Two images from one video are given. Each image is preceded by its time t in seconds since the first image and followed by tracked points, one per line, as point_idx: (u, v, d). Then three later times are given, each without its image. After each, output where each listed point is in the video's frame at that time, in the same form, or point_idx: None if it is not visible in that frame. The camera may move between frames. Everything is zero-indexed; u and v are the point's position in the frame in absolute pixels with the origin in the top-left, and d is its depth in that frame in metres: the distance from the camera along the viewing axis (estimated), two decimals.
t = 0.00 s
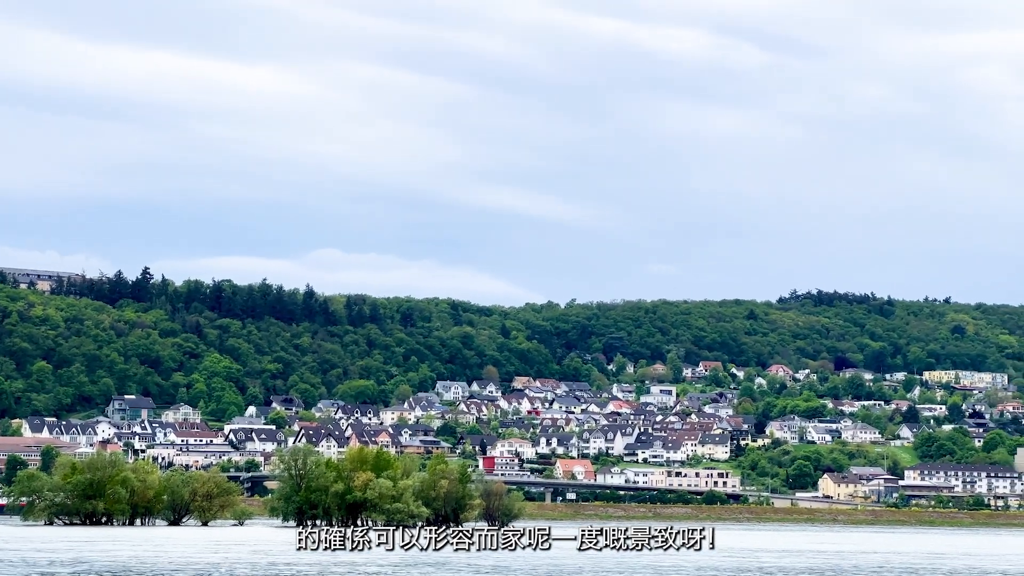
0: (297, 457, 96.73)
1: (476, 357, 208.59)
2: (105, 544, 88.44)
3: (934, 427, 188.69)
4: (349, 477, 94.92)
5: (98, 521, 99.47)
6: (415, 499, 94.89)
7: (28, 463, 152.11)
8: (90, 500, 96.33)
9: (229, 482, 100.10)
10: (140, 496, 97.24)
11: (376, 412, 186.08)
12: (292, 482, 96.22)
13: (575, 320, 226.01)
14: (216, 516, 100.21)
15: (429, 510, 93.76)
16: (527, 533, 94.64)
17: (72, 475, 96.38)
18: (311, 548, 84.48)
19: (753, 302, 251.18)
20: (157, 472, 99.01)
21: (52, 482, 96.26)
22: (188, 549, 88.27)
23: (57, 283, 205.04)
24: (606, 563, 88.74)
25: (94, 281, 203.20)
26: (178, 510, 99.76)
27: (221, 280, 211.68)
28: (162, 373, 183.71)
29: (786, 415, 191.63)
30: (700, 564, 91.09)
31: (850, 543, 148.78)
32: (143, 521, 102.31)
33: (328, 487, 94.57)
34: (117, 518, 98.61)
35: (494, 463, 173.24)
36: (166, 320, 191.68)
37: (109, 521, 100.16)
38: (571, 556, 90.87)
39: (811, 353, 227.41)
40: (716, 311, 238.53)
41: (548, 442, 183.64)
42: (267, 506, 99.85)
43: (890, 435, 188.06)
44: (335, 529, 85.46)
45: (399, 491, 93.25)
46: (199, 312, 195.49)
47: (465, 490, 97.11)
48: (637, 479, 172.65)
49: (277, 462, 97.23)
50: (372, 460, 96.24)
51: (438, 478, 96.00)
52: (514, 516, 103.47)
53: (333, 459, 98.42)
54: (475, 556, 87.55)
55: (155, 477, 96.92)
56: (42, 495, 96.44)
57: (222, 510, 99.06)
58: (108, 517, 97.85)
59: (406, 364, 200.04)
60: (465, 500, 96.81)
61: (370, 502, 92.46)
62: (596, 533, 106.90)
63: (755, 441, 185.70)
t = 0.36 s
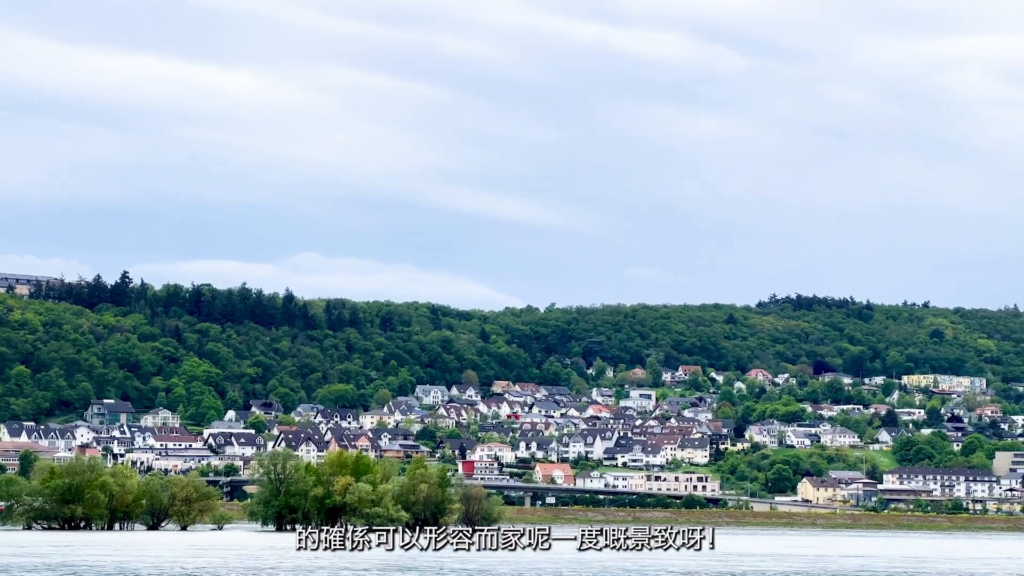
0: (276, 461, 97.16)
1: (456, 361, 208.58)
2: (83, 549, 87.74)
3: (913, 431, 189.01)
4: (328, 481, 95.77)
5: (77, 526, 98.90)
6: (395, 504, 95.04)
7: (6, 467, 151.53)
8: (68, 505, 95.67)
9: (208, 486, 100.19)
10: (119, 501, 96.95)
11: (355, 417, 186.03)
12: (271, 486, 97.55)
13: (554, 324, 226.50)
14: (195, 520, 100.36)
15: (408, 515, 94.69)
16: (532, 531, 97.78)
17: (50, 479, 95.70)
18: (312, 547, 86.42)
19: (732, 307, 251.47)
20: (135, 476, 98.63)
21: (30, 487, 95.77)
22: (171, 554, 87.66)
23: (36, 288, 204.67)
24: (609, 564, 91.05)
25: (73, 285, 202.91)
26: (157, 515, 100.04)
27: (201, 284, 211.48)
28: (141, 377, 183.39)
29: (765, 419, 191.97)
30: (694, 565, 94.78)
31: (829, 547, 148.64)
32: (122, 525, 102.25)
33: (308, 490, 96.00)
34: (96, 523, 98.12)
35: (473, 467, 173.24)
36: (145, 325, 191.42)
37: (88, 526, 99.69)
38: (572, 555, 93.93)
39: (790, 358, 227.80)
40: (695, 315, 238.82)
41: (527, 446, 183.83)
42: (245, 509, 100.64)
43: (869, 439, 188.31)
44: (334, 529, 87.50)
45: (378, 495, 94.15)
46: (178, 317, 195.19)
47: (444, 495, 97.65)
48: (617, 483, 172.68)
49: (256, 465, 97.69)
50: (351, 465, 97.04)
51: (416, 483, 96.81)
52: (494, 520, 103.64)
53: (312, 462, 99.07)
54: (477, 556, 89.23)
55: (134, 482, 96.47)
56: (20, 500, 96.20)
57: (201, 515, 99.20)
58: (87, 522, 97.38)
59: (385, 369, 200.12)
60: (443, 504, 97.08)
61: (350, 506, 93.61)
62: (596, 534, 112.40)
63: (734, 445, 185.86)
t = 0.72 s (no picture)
0: (257, 463, 98.75)
1: (436, 364, 208.69)
2: (65, 553, 87.34)
3: (893, 434, 189.39)
4: (309, 483, 96.69)
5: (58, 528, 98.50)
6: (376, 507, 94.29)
7: None
8: (48, 507, 95.46)
9: (189, 488, 99.81)
10: (99, 503, 96.62)
11: (336, 419, 185.96)
12: (252, 488, 98.78)
13: (535, 326, 226.23)
14: (176, 523, 100.52)
15: (389, 517, 93.70)
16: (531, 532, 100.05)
17: (30, 482, 95.38)
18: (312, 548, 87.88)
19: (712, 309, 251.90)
20: (116, 479, 98.77)
21: (10, 490, 95.34)
22: (155, 557, 88.23)
23: (16, 290, 204.33)
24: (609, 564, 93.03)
25: (52, 287, 202.61)
26: (137, 517, 100.12)
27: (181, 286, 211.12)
28: (121, 380, 182.95)
29: (746, 422, 192.31)
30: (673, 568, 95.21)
31: (809, 549, 148.65)
32: (102, 528, 101.75)
33: (289, 492, 96.87)
34: (76, 526, 97.78)
35: (454, 470, 173.16)
36: (125, 327, 191.13)
37: (68, 529, 99.08)
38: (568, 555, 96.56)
39: (771, 360, 228.33)
40: (676, 317, 239.33)
41: (508, 449, 183.93)
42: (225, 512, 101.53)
43: (849, 441, 188.59)
44: (335, 530, 88.96)
45: (359, 497, 93.77)
46: (158, 319, 194.84)
47: (426, 497, 96.47)
48: (597, 485, 172.49)
49: (237, 468, 99.36)
50: (332, 466, 97.46)
51: (397, 485, 95.59)
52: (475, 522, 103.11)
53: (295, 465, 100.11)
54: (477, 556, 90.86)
55: (114, 485, 96.22)
56: None
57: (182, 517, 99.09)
58: (67, 525, 96.92)
59: (366, 370, 200.08)
60: (425, 506, 96.03)
61: (331, 509, 93.65)
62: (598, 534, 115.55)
63: (715, 447, 186.10)
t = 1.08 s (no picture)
0: (234, 464, 98.12)
1: (414, 364, 208.96)
2: (43, 553, 86.82)
3: (869, 434, 189.90)
4: (286, 485, 96.70)
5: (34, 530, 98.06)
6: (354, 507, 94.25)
7: None
8: (25, 509, 95.03)
9: (166, 490, 99.52)
10: (76, 505, 96.21)
11: (313, 420, 185.88)
12: (230, 489, 98.24)
13: (512, 327, 226.41)
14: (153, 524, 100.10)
15: (368, 518, 93.69)
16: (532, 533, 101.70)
17: (7, 484, 94.93)
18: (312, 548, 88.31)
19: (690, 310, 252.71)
20: (93, 480, 98.20)
21: None
22: (134, 558, 88.37)
23: None
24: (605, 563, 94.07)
25: (29, 289, 202.26)
26: (114, 520, 99.51)
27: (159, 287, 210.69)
28: (98, 381, 182.64)
29: (723, 422, 192.67)
30: (639, 566, 95.15)
31: (786, 548, 148.53)
32: (78, 530, 101.32)
33: (267, 494, 96.78)
34: (52, 528, 97.44)
35: (432, 470, 173.12)
36: (102, 328, 190.77)
37: (44, 531, 98.65)
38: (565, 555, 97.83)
39: (748, 361, 229.11)
40: (654, 318, 240.26)
41: (486, 449, 183.95)
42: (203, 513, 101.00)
43: (826, 441, 189.00)
44: (335, 530, 89.48)
45: (338, 498, 93.93)
46: (135, 320, 194.56)
47: (403, 498, 96.51)
48: (575, 485, 172.52)
49: (215, 469, 99.03)
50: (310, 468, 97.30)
51: (376, 486, 95.64)
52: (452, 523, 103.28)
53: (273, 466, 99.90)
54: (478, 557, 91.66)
55: (91, 486, 95.83)
56: None
57: (158, 518, 98.70)
58: (44, 526, 96.54)
59: (344, 371, 200.15)
60: (403, 507, 95.91)
61: (309, 510, 93.69)
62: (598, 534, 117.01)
63: (693, 448, 186.39)
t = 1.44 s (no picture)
0: (211, 464, 97.75)
1: (392, 364, 208.98)
2: (19, 554, 86.60)
3: (846, 433, 190.23)
4: (263, 484, 96.29)
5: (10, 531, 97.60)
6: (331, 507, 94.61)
7: None
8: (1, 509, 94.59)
9: (143, 490, 99.06)
10: (52, 505, 95.71)
11: (291, 420, 185.66)
12: (207, 489, 97.86)
13: (489, 326, 226.48)
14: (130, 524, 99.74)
15: (345, 518, 94.12)
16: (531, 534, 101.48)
17: None
18: (310, 549, 88.21)
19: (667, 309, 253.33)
20: (69, 480, 97.73)
21: None
22: (110, 557, 88.05)
23: None
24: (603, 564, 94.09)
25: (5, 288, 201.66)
26: (90, 520, 98.98)
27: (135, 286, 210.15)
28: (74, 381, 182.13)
29: (700, 422, 192.87)
30: (612, 565, 94.94)
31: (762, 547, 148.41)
32: (54, 530, 100.85)
33: (243, 494, 96.41)
34: (28, 528, 96.98)
35: (409, 470, 172.90)
36: (78, 328, 190.24)
37: (20, 531, 98.17)
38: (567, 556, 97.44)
39: (726, 360, 229.73)
40: (631, 318, 241.01)
41: (463, 449, 183.80)
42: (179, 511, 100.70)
43: (803, 441, 189.26)
44: (335, 531, 89.58)
45: (315, 497, 94.32)
46: (112, 320, 194.09)
47: (380, 497, 96.67)
48: (552, 485, 172.38)
49: (192, 469, 98.65)
50: (287, 467, 96.71)
51: (353, 485, 95.88)
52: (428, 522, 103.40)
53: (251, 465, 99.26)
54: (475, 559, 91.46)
55: (67, 486, 95.25)
56: None
57: (135, 518, 98.27)
58: (20, 527, 96.15)
59: (321, 371, 200.04)
60: (380, 507, 96.14)
61: (285, 510, 93.88)
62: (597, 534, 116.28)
63: (670, 447, 186.53)
